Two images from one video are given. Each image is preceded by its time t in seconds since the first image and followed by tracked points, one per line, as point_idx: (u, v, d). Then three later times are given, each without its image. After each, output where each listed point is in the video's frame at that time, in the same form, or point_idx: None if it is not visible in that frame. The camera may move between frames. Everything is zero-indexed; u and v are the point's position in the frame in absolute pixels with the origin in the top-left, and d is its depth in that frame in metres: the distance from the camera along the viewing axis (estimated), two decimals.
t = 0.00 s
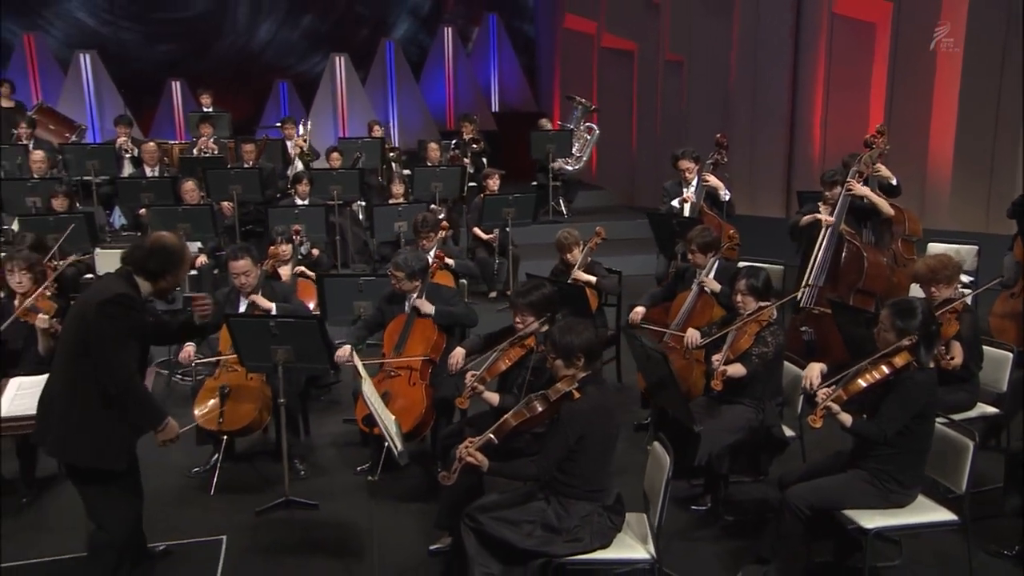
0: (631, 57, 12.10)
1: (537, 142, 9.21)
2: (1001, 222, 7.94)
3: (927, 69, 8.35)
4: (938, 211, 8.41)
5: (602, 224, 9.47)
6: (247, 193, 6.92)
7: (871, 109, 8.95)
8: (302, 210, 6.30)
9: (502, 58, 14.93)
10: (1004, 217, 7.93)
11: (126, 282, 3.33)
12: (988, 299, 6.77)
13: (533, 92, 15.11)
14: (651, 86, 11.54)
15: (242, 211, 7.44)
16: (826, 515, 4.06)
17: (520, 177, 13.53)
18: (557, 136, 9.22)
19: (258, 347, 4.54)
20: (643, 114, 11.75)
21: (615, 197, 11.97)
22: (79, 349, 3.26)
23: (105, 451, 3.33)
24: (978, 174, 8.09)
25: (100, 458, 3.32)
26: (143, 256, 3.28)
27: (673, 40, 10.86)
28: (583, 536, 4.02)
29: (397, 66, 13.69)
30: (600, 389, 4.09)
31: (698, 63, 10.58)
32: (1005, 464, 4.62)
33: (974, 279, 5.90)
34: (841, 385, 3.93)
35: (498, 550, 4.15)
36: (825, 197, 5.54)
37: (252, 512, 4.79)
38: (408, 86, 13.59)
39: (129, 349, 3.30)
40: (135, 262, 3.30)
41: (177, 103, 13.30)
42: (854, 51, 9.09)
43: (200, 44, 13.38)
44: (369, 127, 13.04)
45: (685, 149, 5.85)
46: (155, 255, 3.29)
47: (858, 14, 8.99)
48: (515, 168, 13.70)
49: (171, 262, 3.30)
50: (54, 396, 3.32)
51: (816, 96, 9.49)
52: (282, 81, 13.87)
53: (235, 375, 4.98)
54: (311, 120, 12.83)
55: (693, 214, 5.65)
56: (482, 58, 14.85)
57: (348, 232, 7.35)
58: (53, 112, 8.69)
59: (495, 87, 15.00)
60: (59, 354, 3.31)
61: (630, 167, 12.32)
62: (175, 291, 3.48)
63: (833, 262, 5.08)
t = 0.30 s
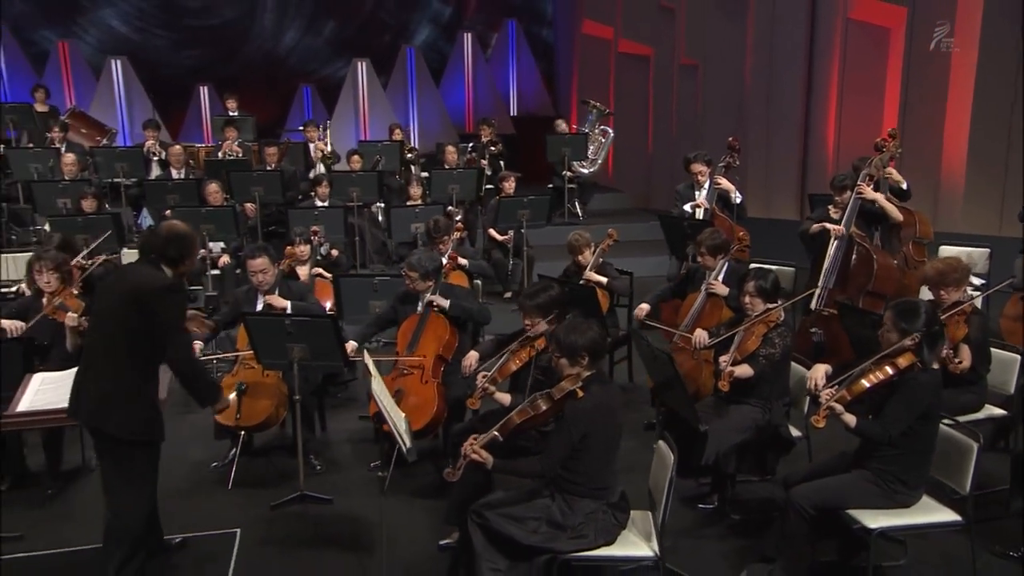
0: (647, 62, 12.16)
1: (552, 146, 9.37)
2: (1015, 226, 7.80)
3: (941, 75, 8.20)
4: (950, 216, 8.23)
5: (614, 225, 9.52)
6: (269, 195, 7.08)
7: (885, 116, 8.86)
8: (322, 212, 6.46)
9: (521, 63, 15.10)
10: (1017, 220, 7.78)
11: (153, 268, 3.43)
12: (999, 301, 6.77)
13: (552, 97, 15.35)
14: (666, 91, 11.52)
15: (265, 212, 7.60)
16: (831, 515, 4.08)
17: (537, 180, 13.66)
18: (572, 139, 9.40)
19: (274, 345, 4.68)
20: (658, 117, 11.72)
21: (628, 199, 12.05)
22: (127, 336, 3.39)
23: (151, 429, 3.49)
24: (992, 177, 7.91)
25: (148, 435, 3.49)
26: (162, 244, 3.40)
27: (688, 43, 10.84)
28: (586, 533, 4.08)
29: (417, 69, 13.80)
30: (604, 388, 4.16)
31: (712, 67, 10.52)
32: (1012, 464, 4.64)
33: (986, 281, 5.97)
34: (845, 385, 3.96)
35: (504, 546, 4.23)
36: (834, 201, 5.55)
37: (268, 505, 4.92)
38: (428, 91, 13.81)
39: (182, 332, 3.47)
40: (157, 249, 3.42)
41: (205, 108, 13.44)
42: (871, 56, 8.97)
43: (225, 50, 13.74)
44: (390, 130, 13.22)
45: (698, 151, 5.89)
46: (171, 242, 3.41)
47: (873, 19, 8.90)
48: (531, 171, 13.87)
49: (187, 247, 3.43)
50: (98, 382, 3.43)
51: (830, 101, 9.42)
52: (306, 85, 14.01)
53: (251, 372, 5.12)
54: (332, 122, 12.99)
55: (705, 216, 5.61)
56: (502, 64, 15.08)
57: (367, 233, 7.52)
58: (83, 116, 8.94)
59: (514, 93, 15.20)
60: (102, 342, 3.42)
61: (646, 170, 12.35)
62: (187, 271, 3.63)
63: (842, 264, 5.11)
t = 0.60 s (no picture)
0: (659, 67, 12.20)
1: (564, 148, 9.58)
2: None
3: (951, 80, 8.08)
4: (960, 217, 8.11)
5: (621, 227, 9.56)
6: (287, 197, 7.21)
7: (894, 120, 8.77)
8: (338, 213, 6.59)
9: (536, 66, 15.02)
10: None
11: (168, 260, 3.60)
12: (1005, 302, 6.77)
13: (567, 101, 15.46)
14: (679, 95, 11.56)
15: (283, 214, 7.77)
16: (832, 514, 4.11)
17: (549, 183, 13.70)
18: (584, 142, 9.55)
19: (287, 343, 4.81)
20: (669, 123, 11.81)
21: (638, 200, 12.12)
22: (145, 329, 3.54)
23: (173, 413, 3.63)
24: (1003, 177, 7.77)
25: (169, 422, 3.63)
26: (171, 237, 3.57)
27: (700, 49, 10.86)
28: (588, 529, 4.13)
29: (433, 75, 13.97)
30: (606, 387, 4.22)
31: (724, 72, 10.52)
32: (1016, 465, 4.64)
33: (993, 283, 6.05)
34: (845, 386, 4.03)
35: (508, 542, 4.30)
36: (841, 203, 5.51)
37: (280, 500, 5.04)
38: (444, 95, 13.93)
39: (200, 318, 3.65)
40: (168, 242, 3.59)
41: (228, 113, 13.80)
42: (880, 62, 8.91)
43: (248, 57, 13.99)
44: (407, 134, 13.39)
45: (706, 156, 6.03)
46: (180, 235, 3.58)
47: (883, 24, 8.85)
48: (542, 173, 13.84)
49: (196, 238, 3.61)
50: (120, 374, 3.56)
51: (839, 106, 9.38)
52: (326, 90, 14.36)
53: (266, 370, 5.27)
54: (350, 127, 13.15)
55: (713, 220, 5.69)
56: (516, 67, 15.03)
57: (382, 235, 7.63)
58: (110, 121, 9.17)
59: (528, 95, 15.13)
60: (122, 333, 3.56)
61: (658, 173, 12.37)
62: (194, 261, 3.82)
63: (848, 265, 5.14)
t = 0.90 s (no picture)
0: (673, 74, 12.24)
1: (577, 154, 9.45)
2: None
3: (961, 85, 8.03)
4: (969, 223, 8.03)
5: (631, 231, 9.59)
6: (306, 202, 7.34)
7: (905, 126, 8.72)
8: (353, 217, 6.72)
9: (551, 73, 15.25)
10: None
11: (179, 262, 3.74)
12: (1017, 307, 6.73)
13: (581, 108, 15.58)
14: (692, 101, 11.64)
15: (301, 217, 7.92)
16: (834, 515, 4.14)
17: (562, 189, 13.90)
18: (597, 149, 9.50)
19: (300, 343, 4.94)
20: (682, 129, 11.83)
21: (650, 204, 12.16)
22: (156, 328, 3.69)
23: (183, 410, 3.77)
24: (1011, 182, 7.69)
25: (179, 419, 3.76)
26: (182, 240, 3.70)
27: (712, 57, 10.88)
28: (590, 528, 4.18)
29: (451, 83, 14.27)
30: (608, 388, 4.28)
31: (737, 79, 10.52)
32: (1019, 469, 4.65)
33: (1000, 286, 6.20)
34: (844, 390, 4.07)
35: (513, 540, 4.35)
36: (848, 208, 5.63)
37: (293, 497, 5.17)
38: (461, 101, 14.23)
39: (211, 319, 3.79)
40: (180, 245, 3.72)
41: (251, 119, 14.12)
42: (889, 69, 8.94)
43: (273, 65, 14.28)
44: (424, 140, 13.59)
45: (715, 162, 6.04)
46: (190, 238, 3.70)
47: (894, 32, 8.82)
48: (555, 178, 14.02)
49: (206, 241, 3.73)
50: (131, 372, 3.70)
51: (850, 111, 9.29)
52: (346, 97, 14.60)
53: (280, 370, 5.42)
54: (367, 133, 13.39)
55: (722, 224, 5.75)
56: (533, 75, 15.27)
57: (397, 238, 7.73)
58: (137, 127, 9.42)
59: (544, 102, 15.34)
60: (132, 331, 3.72)
61: (670, 177, 12.35)
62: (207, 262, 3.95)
63: (855, 270, 5.17)
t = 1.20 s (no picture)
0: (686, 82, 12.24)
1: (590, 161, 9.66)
2: None
3: (973, 92, 7.93)
4: (980, 228, 8.01)
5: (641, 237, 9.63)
6: (324, 208, 7.50)
7: (916, 132, 8.70)
8: (369, 222, 6.85)
9: (567, 84, 15.47)
10: None
11: (170, 270, 3.75)
12: None
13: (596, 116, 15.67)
14: (705, 108, 11.63)
15: (319, 222, 8.07)
16: (836, 519, 4.16)
17: (575, 195, 14.35)
18: (609, 154, 9.68)
19: (312, 345, 5.07)
20: (695, 137, 11.83)
21: (665, 210, 12.15)
22: (150, 334, 3.74)
23: (188, 414, 3.85)
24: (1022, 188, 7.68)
25: (184, 422, 3.85)
26: (166, 243, 3.70)
27: (725, 64, 10.85)
28: (593, 529, 4.23)
29: (467, 91, 14.38)
30: (611, 391, 4.35)
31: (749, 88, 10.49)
32: None
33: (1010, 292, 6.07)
34: (846, 395, 4.11)
35: (517, 541, 4.40)
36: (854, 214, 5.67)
37: (306, 496, 5.27)
38: (477, 108, 14.29)
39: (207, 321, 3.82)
40: (165, 248, 3.72)
41: (273, 128, 14.45)
42: (903, 78, 8.87)
43: (295, 75, 14.58)
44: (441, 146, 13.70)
45: (725, 168, 6.15)
46: (174, 242, 3.70)
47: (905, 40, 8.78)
48: (568, 185, 14.49)
49: (190, 242, 3.72)
50: (137, 378, 3.81)
51: (861, 118, 9.25)
52: (365, 106, 14.80)
53: (295, 371, 5.56)
54: (385, 140, 13.52)
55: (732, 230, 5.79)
56: (548, 84, 15.42)
57: (413, 243, 7.82)
58: (163, 134, 9.66)
59: (559, 111, 15.52)
60: (130, 339, 3.79)
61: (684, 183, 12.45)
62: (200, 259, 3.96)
63: (862, 275, 5.22)
